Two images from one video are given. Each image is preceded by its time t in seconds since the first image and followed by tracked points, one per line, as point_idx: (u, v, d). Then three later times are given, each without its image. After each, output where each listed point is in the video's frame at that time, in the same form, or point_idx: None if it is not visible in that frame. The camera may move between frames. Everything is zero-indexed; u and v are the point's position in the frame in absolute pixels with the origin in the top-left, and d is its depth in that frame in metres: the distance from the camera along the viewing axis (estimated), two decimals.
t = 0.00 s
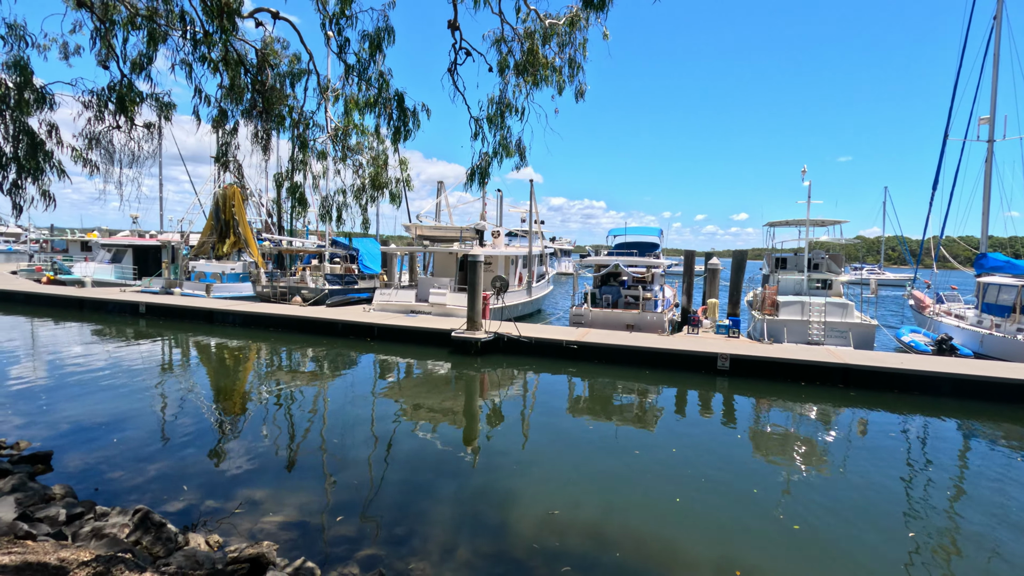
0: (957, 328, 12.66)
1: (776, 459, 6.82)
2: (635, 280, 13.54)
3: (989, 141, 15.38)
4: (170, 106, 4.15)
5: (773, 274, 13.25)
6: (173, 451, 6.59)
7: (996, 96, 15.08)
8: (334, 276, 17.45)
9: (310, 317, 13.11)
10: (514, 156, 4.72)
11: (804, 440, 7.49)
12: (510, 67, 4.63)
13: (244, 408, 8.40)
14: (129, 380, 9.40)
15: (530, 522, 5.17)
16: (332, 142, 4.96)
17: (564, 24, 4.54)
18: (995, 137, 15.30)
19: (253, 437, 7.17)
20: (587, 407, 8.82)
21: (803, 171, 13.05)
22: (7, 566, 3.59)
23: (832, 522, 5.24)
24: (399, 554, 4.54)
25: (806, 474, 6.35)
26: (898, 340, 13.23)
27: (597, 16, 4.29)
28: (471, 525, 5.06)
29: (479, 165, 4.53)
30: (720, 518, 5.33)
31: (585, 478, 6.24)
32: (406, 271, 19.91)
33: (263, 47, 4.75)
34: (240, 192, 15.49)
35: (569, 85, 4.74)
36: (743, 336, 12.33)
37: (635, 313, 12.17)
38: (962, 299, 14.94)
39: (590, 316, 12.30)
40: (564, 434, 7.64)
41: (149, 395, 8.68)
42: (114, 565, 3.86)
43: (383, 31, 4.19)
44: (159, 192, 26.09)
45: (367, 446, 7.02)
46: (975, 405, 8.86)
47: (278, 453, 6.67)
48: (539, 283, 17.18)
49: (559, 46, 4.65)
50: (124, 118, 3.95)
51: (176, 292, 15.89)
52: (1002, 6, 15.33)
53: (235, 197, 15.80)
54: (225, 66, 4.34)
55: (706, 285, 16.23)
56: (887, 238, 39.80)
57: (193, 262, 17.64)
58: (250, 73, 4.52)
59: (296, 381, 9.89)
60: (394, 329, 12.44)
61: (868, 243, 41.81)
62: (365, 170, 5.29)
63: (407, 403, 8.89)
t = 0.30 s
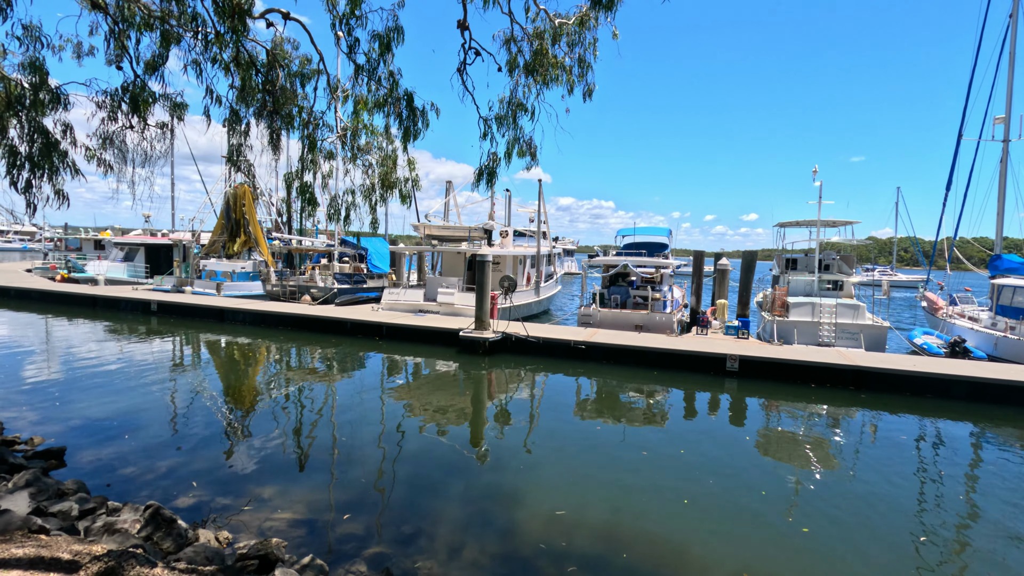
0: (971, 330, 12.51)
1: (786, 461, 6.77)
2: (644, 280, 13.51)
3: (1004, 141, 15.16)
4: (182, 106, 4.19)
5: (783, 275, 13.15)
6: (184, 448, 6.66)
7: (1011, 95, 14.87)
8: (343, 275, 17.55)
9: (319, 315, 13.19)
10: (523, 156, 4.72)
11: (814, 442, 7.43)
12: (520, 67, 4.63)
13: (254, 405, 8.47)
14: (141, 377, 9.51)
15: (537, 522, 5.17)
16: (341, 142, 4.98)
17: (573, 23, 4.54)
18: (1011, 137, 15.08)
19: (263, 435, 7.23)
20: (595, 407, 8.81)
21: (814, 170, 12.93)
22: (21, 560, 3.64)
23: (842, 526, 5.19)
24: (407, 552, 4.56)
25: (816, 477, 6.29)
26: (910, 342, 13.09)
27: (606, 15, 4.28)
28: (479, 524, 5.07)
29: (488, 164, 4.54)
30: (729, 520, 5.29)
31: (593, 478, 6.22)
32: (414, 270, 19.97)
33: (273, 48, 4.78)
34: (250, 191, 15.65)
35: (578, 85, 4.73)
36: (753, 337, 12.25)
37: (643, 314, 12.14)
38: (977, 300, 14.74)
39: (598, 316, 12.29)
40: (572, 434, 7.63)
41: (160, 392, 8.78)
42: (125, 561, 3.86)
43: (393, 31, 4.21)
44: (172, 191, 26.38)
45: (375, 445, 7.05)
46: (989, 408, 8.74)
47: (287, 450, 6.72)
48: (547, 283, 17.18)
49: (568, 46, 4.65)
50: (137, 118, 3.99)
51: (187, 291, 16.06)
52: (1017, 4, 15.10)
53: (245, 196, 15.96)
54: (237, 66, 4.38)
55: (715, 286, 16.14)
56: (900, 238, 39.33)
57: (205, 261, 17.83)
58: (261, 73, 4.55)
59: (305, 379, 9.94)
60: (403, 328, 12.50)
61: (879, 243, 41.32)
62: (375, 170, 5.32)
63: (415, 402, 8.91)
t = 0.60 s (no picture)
0: (977, 332, 12.44)
1: (790, 463, 6.75)
2: (648, 280, 13.48)
3: (1011, 141, 15.06)
4: (188, 106, 4.21)
5: (788, 275, 13.11)
6: (188, 446, 6.68)
7: (1019, 96, 14.78)
8: (347, 274, 17.59)
9: (323, 315, 13.22)
10: (528, 156, 4.72)
11: (819, 444, 7.40)
12: (524, 67, 4.63)
13: (257, 404, 8.49)
14: (147, 376, 9.55)
15: (540, 522, 5.16)
16: (346, 142, 4.99)
17: (577, 23, 4.53)
18: (1018, 137, 14.98)
19: (267, 433, 7.25)
20: (599, 408, 8.79)
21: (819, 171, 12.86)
22: (27, 557, 3.66)
23: (847, 527, 5.16)
24: (410, 551, 4.56)
25: (820, 479, 6.26)
26: (916, 343, 13.01)
27: (610, 16, 4.28)
28: (482, 524, 5.06)
29: (492, 164, 4.54)
30: (732, 521, 5.28)
31: (595, 479, 6.21)
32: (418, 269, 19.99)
33: (278, 48, 4.79)
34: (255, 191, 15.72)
35: (582, 85, 4.73)
36: (757, 337, 12.21)
37: (648, 314, 12.11)
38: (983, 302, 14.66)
39: (602, 316, 12.29)
40: (575, 434, 7.62)
41: (165, 391, 8.81)
42: (131, 558, 3.87)
43: (397, 31, 4.22)
44: (178, 190, 26.49)
45: (378, 444, 7.06)
46: (995, 410, 8.67)
47: (290, 449, 6.73)
48: (551, 283, 17.18)
49: (572, 46, 4.65)
50: (143, 117, 4.00)
51: (192, 290, 16.13)
52: None
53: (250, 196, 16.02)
54: (242, 66, 4.39)
55: (719, 287, 16.08)
56: (906, 239, 39.10)
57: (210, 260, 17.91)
58: (266, 73, 4.57)
59: (309, 379, 9.97)
60: (407, 328, 12.51)
61: (885, 244, 41.07)
62: (379, 171, 5.33)
63: (418, 402, 8.92)
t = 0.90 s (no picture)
0: (983, 333, 12.38)
1: (794, 464, 6.72)
2: (652, 281, 13.45)
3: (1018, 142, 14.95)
4: (194, 106, 4.23)
5: (793, 276, 13.07)
6: (193, 445, 6.70)
7: None
8: (351, 274, 17.61)
9: (327, 314, 13.25)
10: (532, 156, 4.72)
11: (823, 445, 7.37)
12: (529, 67, 4.63)
13: (262, 403, 8.51)
14: (152, 374, 9.59)
15: (543, 521, 5.17)
16: (351, 142, 5.00)
17: (582, 24, 4.53)
18: None
19: (271, 432, 7.27)
20: (602, 408, 8.78)
21: (825, 171, 12.80)
22: (34, 554, 3.68)
23: (851, 529, 5.14)
24: (413, 550, 4.57)
25: (824, 480, 6.24)
26: (921, 345, 12.95)
27: (615, 15, 4.26)
28: (486, 524, 5.07)
29: (497, 165, 4.54)
30: (737, 522, 5.27)
31: (599, 479, 6.21)
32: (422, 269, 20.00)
33: (283, 48, 4.81)
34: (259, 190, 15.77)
35: (586, 85, 4.72)
36: (762, 338, 12.18)
37: (652, 315, 12.09)
38: (989, 303, 14.57)
39: (605, 317, 12.28)
40: (578, 435, 7.62)
41: (170, 389, 8.85)
42: (136, 555, 3.89)
43: (401, 31, 4.23)
44: (182, 189, 26.60)
45: (382, 443, 7.07)
46: (1001, 412, 8.62)
47: (294, 448, 6.75)
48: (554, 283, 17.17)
49: (577, 46, 4.64)
50: (149, 117, 4.02)
51: (197, 289, 16.19)
52: None
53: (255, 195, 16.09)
54: (247, 66, 4.41)
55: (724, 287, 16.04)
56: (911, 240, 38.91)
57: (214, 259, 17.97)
58: (271, 73, 4.58)
59: (313, 378, 9.99)
60: (410, 328, 12.52)
61: (890, 245, 40.86)
62: (384, 171, 5.34)
63: (422, 401, 8.92)
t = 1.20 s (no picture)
0: (989, 335, 12.32)
1: (799, 465, 6.70)
2: (656, 281, 13.44)
3: None
4: (200, 105, 4.25)
5: (798, 277, 13.03)
6: (198, 443, 6.73)
7: None
8: (355, 274, 17.65)
9: (331, 313, 13.28)
10: (537, 156, 4.74)
11: (828, 447, 7.35)
12: (533, 67, 4.64)
13: (266, 402, 8.54)
14: (157, 372, 9.64)
15: (546, 521, 5.17)
16: (356, 142, 5.01)
17: (586, 24, 4.53)
18: None
19: (275, 431, 7.29)
20: (606, 409, 8.77)
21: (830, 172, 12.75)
22: (42, 550, 3.71)
23: (856, 531, 5.13)
24: (417, 549, 4.58)
25: (829, 482, 6.22)
26: (927, 346, 12.89)
27: (620, 15, 4.27)
28: (489, 524, 5.07)
29: (502, 165, 4.56)
30: (740, 522, 5.26)
31: (602, 479, 6.21)
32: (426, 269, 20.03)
33: (289, 48, 4.83)
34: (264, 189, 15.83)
35: (590, 85, 4.73)
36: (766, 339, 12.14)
37: (656, 315, 12.08)
38: (995, 305, 14.49)
39: (610, 317, 12.27)
40: (582, 435, 7.61)
41: (175, 387, 8.89)
42: (142, 552, 3.91)
43: (406, 32, 4.25)
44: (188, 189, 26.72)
45: (386, 443, 7.08)
46: (1008, 415, 8.57)
47: (299, 447, 6.77)
48: (558, 283, 17.17)
49: (581, 46, 4.65)
50: (156, 117, 4.04)
51: (202, 288, 16.26)
52: None
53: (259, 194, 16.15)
54: (253, 66, 4.42)
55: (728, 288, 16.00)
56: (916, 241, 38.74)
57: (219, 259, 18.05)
58: (278, 73, 4.60)
59: (317, 377, 10.03)
60: (414, 327, 12.54)
61: (895, 246, 40.68)
62: (389, 170, 5.35)
63: (425, 401, 8.93)
